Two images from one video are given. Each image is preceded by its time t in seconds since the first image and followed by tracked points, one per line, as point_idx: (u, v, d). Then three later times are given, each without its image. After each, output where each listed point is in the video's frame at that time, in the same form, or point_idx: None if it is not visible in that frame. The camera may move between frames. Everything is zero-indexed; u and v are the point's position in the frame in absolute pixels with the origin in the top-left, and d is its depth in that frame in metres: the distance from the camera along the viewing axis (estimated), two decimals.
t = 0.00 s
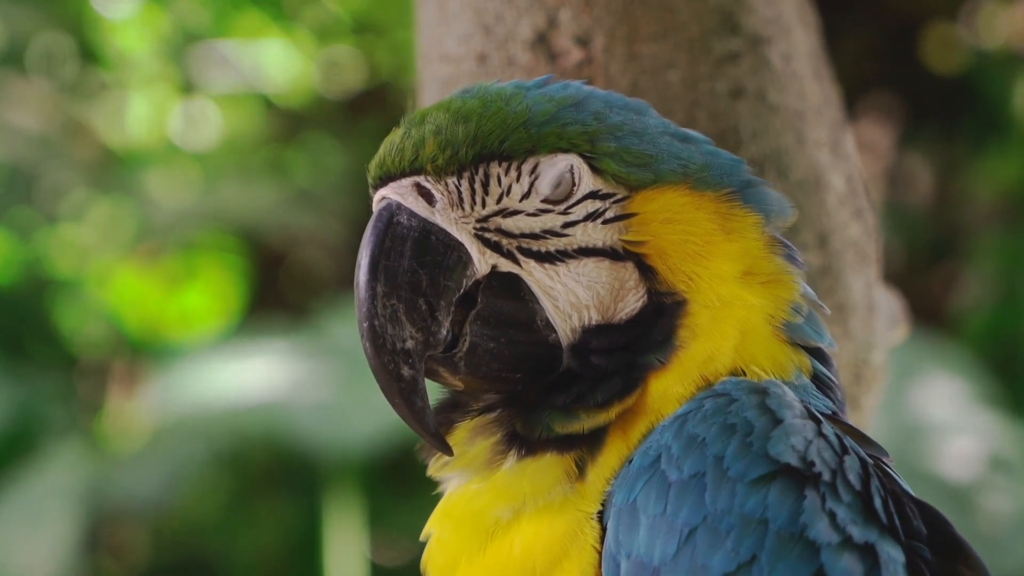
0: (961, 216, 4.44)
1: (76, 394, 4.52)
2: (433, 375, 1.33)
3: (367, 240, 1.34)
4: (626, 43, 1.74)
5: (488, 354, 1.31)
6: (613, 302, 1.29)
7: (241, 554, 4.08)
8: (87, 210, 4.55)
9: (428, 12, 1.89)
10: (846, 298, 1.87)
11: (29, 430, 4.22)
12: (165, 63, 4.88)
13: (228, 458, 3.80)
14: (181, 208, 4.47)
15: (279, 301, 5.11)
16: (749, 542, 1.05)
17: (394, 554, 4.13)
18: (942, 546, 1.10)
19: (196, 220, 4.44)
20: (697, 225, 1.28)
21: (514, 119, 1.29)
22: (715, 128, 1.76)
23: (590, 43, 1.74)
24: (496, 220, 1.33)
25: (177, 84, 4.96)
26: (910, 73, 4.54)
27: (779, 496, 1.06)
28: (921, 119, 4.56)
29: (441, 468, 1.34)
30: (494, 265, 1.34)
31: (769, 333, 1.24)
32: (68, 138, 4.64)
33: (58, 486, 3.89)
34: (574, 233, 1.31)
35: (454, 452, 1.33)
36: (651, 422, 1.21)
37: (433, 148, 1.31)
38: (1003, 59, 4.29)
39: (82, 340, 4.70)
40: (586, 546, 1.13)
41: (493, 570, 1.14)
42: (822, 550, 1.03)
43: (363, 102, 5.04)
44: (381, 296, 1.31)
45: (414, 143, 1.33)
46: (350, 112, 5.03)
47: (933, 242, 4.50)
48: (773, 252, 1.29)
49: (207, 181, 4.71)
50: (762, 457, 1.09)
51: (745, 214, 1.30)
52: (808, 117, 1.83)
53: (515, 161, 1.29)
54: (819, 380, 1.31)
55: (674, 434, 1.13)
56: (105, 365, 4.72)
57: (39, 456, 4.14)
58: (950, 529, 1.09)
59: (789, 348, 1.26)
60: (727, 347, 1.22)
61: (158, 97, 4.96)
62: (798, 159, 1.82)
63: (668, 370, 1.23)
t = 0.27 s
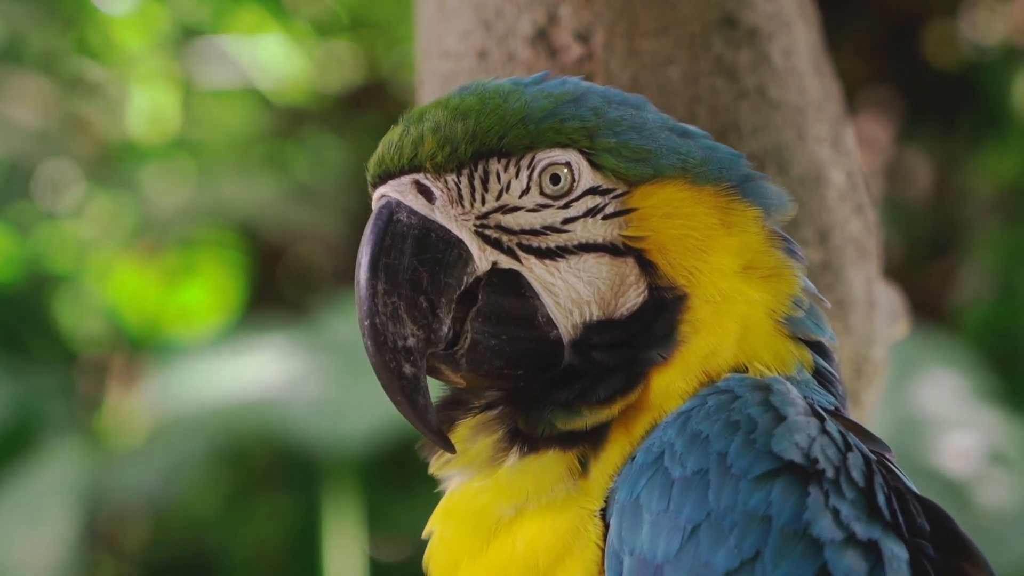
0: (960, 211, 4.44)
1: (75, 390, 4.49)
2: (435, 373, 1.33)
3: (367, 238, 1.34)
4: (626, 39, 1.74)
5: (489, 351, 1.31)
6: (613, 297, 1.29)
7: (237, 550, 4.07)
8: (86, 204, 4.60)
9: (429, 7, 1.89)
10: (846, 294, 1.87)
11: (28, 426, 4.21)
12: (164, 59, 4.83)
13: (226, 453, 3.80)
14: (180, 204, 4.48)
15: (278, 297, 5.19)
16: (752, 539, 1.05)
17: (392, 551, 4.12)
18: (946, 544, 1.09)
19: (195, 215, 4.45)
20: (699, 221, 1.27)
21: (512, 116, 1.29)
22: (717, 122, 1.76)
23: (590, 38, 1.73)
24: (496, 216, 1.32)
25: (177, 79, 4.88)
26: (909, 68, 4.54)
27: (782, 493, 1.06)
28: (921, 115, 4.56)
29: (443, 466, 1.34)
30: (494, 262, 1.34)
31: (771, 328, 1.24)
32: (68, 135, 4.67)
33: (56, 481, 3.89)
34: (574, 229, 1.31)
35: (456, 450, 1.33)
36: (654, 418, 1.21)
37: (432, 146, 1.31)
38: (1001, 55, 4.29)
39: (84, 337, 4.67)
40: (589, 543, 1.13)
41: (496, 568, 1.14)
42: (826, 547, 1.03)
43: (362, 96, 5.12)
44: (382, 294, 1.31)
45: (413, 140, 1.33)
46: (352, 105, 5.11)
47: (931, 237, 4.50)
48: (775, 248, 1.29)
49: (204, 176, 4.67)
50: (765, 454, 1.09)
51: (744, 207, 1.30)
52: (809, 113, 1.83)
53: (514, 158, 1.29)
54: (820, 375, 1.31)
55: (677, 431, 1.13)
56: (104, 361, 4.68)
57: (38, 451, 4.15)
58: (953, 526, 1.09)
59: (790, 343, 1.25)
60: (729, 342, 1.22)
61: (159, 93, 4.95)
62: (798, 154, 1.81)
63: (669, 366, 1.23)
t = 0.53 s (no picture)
0: (958, 209, 4.43)
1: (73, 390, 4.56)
2: (435, 369, 1.32)
3: (365, 235, 1.33)
4: (625, 34, 1.73)
5: (489, 347, 1.30)
6: (612, 291, 1.28)
7: (235, 548, 4.07)
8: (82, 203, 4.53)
9: (427, 3, 1.88)
10: (845, 290, 1.87)
11: (25, 425, 4.22)
12: (159, 59, 4.90)
13: (224, 451, 3.80)
14: (176, 199, 4.37)
15: (275, 295, 5.09)
16: (754, 535, 1.05)
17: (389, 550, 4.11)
18: (948, 541, 1.09)
19: (192, 213, 4.36)
20: (698, 215, 1.27)
21: (509, 110, 1.29)
22: (716, 117, 1.76)
23: (589, 33, 1.73)
24: (494, 211, 1.32)
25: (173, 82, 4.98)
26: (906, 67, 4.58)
27: (784, 490, 1.06)
28: (919, 112, 4.57)
29: (443, 463, 1.33)
30: (493, 257, 1.33)
31: (771, 321, 1.23)
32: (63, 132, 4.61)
33: (52, 479, 3.88)
34: (573, 223, 1.30)
35: (457, 447, 1.33)
36: (655, 413, 1.20)
37: (429, 141, 1.31)
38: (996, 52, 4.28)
39: (79, 333, 4.71)
40: (591, 540, 1.13)
41: (497, 564, 1.13)
42: (828, 543, 1.03)
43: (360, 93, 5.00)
44: (381, 290, 1.31)
45: (410, 136, 1.33)
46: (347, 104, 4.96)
47: (929, 235, 4.51)
48: (775, 241, 1.29)
49: (194, 168, 4.51)
50: (767, 450, 1.08)
51: (743, 199, 1.29)
52: (808, 109, 1.83)
53: (511, 152, 1.29)
54: (821, 369, 1.30)
55: (679, 427, 1.13)
56: (101, 359, 4.76)
57: (35, 449, 4.14)
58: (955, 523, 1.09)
59: (791, 335, 1.25)
60: (730, 335, 1.21)
61: (156, 91, 5.05)
62: (798, 150, 1.81)
63: (669, 359, 1.22)
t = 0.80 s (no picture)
0: (953, 203, 4.43)
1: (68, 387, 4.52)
2: (431, 365, 1.32)
3: (359, 230, 1.33)
4: (621, 29, 1.72)
5: (484, 342, 1.29)
6: (608, 285, 1.28)
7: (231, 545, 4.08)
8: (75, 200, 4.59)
9: None
10: (843, 284, 1.86)
11: (21, 422, 4.21)
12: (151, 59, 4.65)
13: (219, 449, 3.80)
14: (171, 195, 4.47)
15: (274, 292, 5.11)
16: (752, 531, 1.04)
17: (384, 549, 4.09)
18: (946, 534, 1.09)
19: (184, 209, 4.46)
20: (694, 208, 1.26)
21: (502, 104, 1.28)
22: (714, 112, 1.75)
23: (585, 27, 1.72)
24: (489, 206, 1.32)
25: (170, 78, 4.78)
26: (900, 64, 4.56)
27: (782, 484, 1.06)
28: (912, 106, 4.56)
29: (440, 459, 1.33)
30: (488, 252, 1.33)
31: (768, 314, 1.23)
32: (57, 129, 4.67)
33: (46, 477, 3.86)
34: (568, 216, 1.30)
35: (453, 443, 1.32)
36: (652, 407, 1.20)
37: (422, 136, 1.30)
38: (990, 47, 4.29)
39: (73, 332, 4.58)
40: (589, 536, 1.12)
41: (495, 561, 1.13)
42: (826, 539, 1.03)
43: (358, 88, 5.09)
44: (376, 286, 1.30)
45: (403, 131, 1.32)
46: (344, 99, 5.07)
47: (924, 230, 4.51)
48: (771, 233, 1.28)
49: (189, 164, 4.59)
50: (765, 444, 1.08)
51: (738, 192, 1.29)
52: (805, 102, 1.82)
53: (504, 146, 1.28)
54: (818, 361, 1.29)
55: (677, 422, 1.12)
56: (99, 357, 4.67)
57: (30, 448, 4.13)
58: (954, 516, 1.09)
59: (788, 328, 1.24)
60: (727, 328, 1.21)
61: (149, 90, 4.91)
62: (795, 143, 1.80)
63: (666, 353, 1.22)
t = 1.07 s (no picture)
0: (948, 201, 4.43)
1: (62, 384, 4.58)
2: (428, 361, 1.31)
3: (355, 226, 1.32)
4: (618, 24, 1.72)
5: (482, 337, 1.28)
6: (605, 279, 1.27)
7: (225, 543, 4.09)
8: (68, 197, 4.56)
9: None
10: (841, 280, 1.86)
11: (13, 420, 4.24)
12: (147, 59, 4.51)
13: (213, 447, 3.79)
14: (165, 194, 4.41)
15: (267, 289, 5.15)
16: (751, 527, 1.04)
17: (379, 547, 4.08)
18: (944, 529, 1.09)
19: (182, 208, 4.41)
20: (691, 203, 1.26)
21: (498, 99, 1.28)
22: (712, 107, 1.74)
23: (582, 22, 1.71)
24: (485, 201, 1.31)
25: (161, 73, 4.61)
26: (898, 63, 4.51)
27: (781, 480, 1.05)
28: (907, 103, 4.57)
29: (437, 456, 1.32)
30: (484, 247, 1.32)
31: (766, 308, 1.22)
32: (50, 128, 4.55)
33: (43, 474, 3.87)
34: (564, 211, 1.30)
35: (451, 439, 1.32)
36: (651, 402, 1.19)
37: (418, 131, 1.30)
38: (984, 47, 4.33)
39: (68, 330, 4.68)
40: (587, 532, 1.12)
41: (493, 558, 1.13)
42: (825, 535, 1.03)
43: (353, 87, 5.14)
44: (372, 282, 1.30)
45: (399, 126, 1.32)
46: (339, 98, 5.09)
47: (919, 227, 4.48)
48: (768, 227, 1.28)
49: (180, 162, 4.56)
50: (764, 440, 1.07)
51: (734, 185, 1.28)
52: (802, 98, 1.82)
53: (501, 141, 1.28)
54: (816, 356, 1.29)
55: (674, 418, 1.12)
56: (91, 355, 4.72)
57: (25, 446, 4.13)
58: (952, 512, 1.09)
59: (786, 323, 1.24)
60: (724, 323, 1.20)
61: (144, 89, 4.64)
62: (793, 138, 1.79)
63: (664, 348, 1.21)
